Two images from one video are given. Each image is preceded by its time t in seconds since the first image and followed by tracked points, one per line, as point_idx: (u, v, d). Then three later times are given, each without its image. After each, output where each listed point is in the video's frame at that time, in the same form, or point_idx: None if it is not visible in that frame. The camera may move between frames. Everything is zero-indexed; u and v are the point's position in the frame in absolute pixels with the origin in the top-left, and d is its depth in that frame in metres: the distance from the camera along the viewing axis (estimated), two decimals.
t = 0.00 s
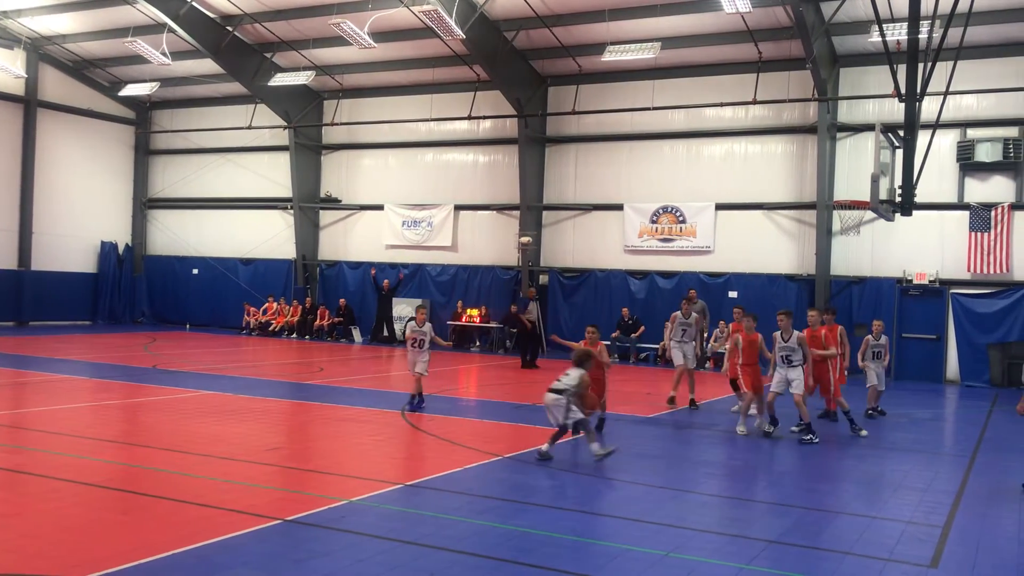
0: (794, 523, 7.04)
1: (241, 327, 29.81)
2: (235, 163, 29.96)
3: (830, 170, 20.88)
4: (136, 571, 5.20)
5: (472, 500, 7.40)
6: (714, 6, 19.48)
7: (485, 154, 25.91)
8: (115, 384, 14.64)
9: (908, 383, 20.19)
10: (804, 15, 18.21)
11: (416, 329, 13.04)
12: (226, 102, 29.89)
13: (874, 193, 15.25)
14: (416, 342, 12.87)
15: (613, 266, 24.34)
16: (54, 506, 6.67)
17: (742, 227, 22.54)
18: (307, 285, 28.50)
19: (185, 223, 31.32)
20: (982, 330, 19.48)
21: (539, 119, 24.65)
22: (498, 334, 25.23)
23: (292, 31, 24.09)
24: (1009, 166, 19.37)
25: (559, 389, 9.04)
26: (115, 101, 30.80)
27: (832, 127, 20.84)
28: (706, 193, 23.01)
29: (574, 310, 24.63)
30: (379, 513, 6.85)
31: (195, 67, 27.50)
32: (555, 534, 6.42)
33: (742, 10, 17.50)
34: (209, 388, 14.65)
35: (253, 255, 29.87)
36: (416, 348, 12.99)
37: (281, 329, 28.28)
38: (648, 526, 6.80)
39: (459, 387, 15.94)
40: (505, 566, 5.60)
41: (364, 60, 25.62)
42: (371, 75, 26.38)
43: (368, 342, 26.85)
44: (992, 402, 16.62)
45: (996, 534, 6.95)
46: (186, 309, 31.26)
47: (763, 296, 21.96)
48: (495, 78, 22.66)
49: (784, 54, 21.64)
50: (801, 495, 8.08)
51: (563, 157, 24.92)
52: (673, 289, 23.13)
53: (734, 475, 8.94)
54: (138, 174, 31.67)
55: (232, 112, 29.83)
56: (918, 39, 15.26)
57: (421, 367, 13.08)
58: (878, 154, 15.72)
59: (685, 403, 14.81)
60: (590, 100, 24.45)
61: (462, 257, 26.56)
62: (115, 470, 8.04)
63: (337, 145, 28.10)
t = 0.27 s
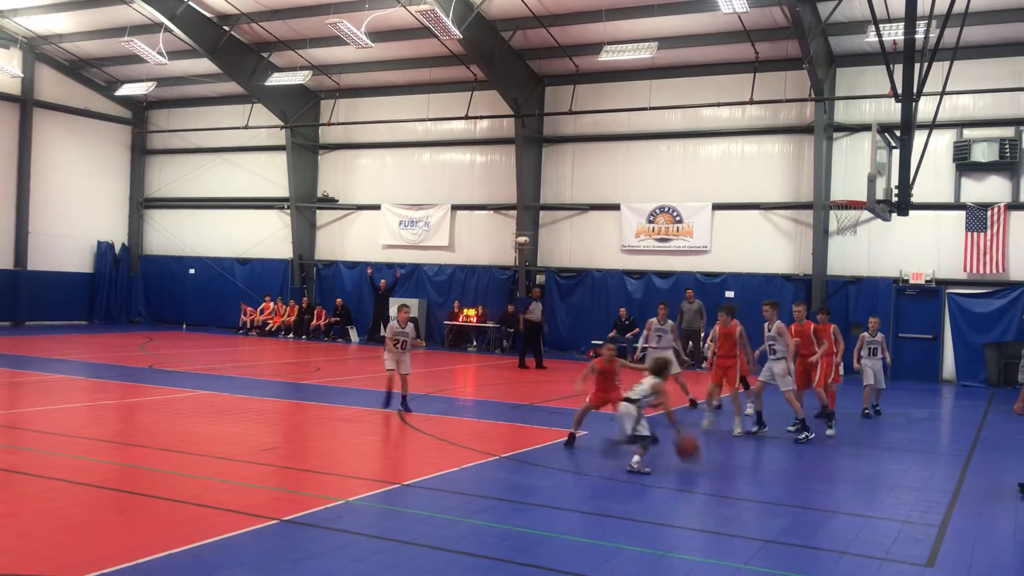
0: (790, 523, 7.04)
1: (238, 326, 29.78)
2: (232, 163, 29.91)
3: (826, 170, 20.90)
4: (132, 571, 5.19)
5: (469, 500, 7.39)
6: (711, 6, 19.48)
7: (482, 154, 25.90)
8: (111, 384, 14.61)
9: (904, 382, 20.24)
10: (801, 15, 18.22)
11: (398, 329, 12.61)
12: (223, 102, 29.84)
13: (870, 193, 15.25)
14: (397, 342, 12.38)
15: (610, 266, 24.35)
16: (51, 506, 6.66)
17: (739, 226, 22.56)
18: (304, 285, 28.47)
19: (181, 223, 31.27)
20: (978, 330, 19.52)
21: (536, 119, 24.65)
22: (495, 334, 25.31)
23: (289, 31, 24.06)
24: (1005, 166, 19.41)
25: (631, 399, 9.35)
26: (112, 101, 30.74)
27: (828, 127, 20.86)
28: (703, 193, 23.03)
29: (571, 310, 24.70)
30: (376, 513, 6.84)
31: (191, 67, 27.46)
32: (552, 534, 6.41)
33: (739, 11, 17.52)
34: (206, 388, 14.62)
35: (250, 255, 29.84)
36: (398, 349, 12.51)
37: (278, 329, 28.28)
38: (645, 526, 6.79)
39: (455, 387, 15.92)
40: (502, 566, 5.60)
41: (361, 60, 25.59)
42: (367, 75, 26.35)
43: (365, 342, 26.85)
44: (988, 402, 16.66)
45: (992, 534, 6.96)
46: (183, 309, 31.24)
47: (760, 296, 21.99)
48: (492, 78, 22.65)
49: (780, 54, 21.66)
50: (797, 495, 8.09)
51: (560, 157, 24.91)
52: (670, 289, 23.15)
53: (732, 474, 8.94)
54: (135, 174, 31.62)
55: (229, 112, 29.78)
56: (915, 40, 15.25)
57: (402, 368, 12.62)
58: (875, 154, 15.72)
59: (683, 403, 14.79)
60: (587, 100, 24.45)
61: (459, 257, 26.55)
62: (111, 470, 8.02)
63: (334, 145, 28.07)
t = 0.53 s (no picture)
0: (785, 522, 7.05)
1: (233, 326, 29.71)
2: (226, 163, 29.84)
3: (820, 169, 20.94)
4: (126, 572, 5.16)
5: (464, 500, 7.38)
6: (706, 6, 19.47)
7: (477, 154, 25.89)
8: (105, 384, 14.55)
9: (899, 382, 20.30)
10: (796, 15, 18.24)
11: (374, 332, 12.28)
12: (217, 101, 29.76)
13: (864, 192, 15.26)
14: (375, 346, 12.11)
15: (605, 266, 24.36)
16: (45, 506, 6.63)
17: (734, 226, 22.59)
18: (298, 284, 28.40)
19: (175, 222, 31.18)
20: (972, 330, 19.58)
21: (531, 118, 24.64)
22: (490, 334, 25.29)
23: (283, 30, 24.00)
24: (998, 166, 19.47)
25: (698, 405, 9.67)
26: (106, 100, 30.64)
27: (823, 127, 20.89)
28: (698, 193, 23.05)
29: (566, 310, 24.70)
30: (371, 513, 6.82)
31: (185, 66, 27.39)
32: (547, 534, 6.41)
33: (734, 11, 17.54)
34: (200, 388, 14.58)
35: (245, 255, 29.77)
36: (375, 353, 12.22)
37: (273, 329, 28.23)
38: (641, 525, 6.79)
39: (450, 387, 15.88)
40: (497, 566, 5.58)
41: (356, 59, 25.55)
42: (362, 74, 26.31)
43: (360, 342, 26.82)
44: (983, 401, 16.71)
45: (987, 533, 6.98)
46: (178, 309, 31.15)
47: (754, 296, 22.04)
48: (487, 78, 22.64)
49: (775, 54, 21.70)
50: (793, 494, 8.09)
51: (555, 157, 24.92)
52: (665, 289, 23.17)
53: (729, 474, 8.95)
54: (128, 173, 31.51)
55: (223, 111, 29.71)
56: (910, 40, 15.27)
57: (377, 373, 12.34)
58: (869, 154, 15.74)
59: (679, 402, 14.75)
60: (582, 100, 24.45)
61: (454, 257, 26.52)
62: (105, 470, 8.00)
63: (329, 144, 28.02)
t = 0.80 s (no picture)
0: (780, 522, 7.05)
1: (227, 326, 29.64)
2: (220, 162, 29.76)
3: (815, 169, 20.98)
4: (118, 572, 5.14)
5: (458, 500, 7.37)
6: (701, 6, 19.49)
7: (472, 154, 25.88)
8: (99, 384, 14.50)
9: (893, 382, 20.36)
10: (790, 15, 18.26)
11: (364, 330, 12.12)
12: (211, 101, 29.69)
13: (859, 192, 15.27)
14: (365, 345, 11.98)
15: (600, 266, 24.37)
16: (38, 507, 6.60)
17: (728, 226, 22.61)
18: (293, 284, 28.34)
19: (169, 222, 31.10)
20: (965, 330, 19.64)
21: (526, 118, 24.64)
22: (485, 334, 25.25)
23: (277, 29, 23.95)
24: (992, 166, 19.53)
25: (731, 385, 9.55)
26: (99, 99, 30.54)
27: (817, 127, 20.93)
28: (692, 193, 23.07)
29: (561, 310, 24.70)
30: (365, 513, 6.81)
31: (179, 65, 27.30)
32: (542, 534, 6.40)
33: (728, 10, 17.56)
34: (194, 388, 14.53)
35: (239, 255, 29.70)
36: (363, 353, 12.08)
37: (267, 329, 28.17)
38: (635, 525, 6.79)
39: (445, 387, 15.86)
40: (491, 566, 5.57)
41: (350, 59, 25.50)
42: (356, 74, 26.27)
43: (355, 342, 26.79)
44: (976, 401, 16.75)
45: (980, 532, 7.00)
46: (172, 309, 31.07)
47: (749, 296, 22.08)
48: (482, 78, 22.63)
49: (769, 54, 21.73)
50: (787, 494, 8.10)
51: (550, 157, 24.92)
52: (659, 288, 23.20)
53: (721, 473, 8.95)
54: (122, 173, 31.40)
55: (218, 111, 29.64)
56: (904, 40, 15.28)
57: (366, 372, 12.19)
58: (863, 154, 15.77)
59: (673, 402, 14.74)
60: (576, 100, 24.46)
61: (448, 257, 26.51)
62: (99, 470, 7.97)
63: (323, 144, 27.97)
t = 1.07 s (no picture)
0: (773, 521, 7.07)
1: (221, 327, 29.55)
2: (214, 162, 29.68)
3: (808, 170, 21.03)
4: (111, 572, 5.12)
5: (453, 500, 7.36)
6: (695, 6, 19.50)
7: (466, 154, 25.86)
8: (92, 384, 14.45)
9: (886, 381, 20.43)
10: (784, 15, 18.28)
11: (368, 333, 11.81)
12: (204, 100, 29.60)
13: (852, 192, 15.31)
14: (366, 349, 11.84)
15: (594, 266, 24.38)
16: (30, 507, 6.57)
17: (722, 226, 22.65)
18: (286, 285, 28.28)
19: (162, 222, 31.00)
20: (958, 330, 19.71)
21: (520, 118, 24.65)
22: (479, 334, 25.23)
23: (271, 29, 23.89)
24: (984, 166, 19.61)
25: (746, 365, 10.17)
26: (92, 99, 30.43)
27: (811, 127, 20.98)
28: (686, 193, 23.10)
29: (554, 309, 24.70)
30: (359, 513, 6.79)
31: (172, 65, 27.22)
32: (536, 534, 6.40)
33: (721, 11, 17.59)
34: (187, 388, 14.49)
35: (232, 255, 29.62)
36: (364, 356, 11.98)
37: (261, 329, 28.11)
38: (630, 525, 6.79)
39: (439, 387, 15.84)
40: (485, 566, 5.57)
41: (343, 58, 25.46)
42: (350, 74, 26.22)
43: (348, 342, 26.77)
44: (969, 400, 16.81)
45: (972, 531, 7.02)
46: (165, 309, 30.97)
47: (742, 296, 22.12)
48: (476, 78, 22.63)
49: (762, 55, 21.76)
50: (781, 493, 8.11)
51: (544, 157, 24.92)
52: (653, 288, 23.24)
53: (716, 473, 8.96)
54: (115, 172, 31.28)
55: (211, 110, 29.56)
56: (896, 40, 15.30)
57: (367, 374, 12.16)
58: (856, 154, 15.81)
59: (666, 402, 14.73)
60: (570, 100, 24.47)
61: (442, 256, 26.48)
62: (92, 470, 7.94)
63: (316, 143, 27.91)
